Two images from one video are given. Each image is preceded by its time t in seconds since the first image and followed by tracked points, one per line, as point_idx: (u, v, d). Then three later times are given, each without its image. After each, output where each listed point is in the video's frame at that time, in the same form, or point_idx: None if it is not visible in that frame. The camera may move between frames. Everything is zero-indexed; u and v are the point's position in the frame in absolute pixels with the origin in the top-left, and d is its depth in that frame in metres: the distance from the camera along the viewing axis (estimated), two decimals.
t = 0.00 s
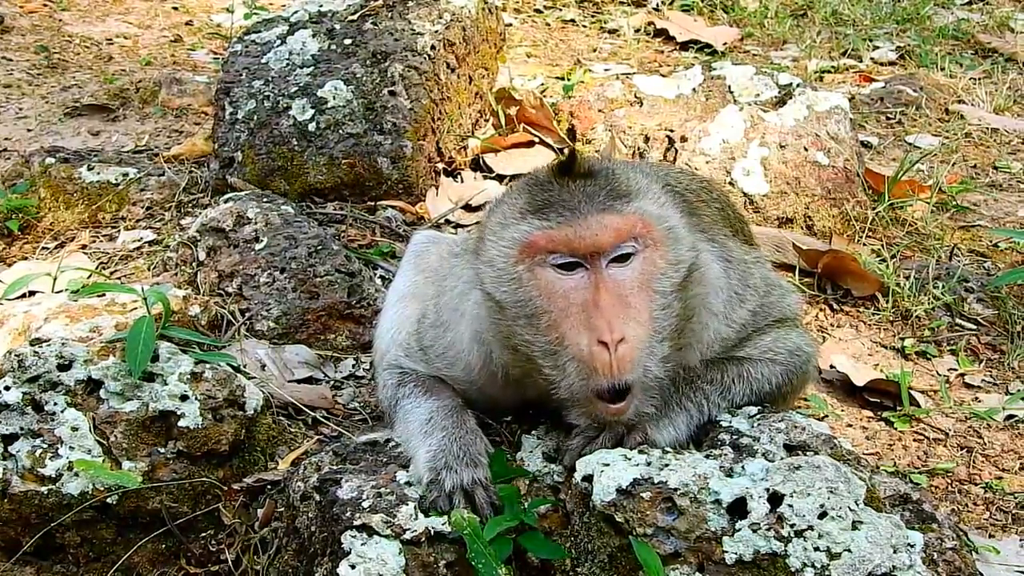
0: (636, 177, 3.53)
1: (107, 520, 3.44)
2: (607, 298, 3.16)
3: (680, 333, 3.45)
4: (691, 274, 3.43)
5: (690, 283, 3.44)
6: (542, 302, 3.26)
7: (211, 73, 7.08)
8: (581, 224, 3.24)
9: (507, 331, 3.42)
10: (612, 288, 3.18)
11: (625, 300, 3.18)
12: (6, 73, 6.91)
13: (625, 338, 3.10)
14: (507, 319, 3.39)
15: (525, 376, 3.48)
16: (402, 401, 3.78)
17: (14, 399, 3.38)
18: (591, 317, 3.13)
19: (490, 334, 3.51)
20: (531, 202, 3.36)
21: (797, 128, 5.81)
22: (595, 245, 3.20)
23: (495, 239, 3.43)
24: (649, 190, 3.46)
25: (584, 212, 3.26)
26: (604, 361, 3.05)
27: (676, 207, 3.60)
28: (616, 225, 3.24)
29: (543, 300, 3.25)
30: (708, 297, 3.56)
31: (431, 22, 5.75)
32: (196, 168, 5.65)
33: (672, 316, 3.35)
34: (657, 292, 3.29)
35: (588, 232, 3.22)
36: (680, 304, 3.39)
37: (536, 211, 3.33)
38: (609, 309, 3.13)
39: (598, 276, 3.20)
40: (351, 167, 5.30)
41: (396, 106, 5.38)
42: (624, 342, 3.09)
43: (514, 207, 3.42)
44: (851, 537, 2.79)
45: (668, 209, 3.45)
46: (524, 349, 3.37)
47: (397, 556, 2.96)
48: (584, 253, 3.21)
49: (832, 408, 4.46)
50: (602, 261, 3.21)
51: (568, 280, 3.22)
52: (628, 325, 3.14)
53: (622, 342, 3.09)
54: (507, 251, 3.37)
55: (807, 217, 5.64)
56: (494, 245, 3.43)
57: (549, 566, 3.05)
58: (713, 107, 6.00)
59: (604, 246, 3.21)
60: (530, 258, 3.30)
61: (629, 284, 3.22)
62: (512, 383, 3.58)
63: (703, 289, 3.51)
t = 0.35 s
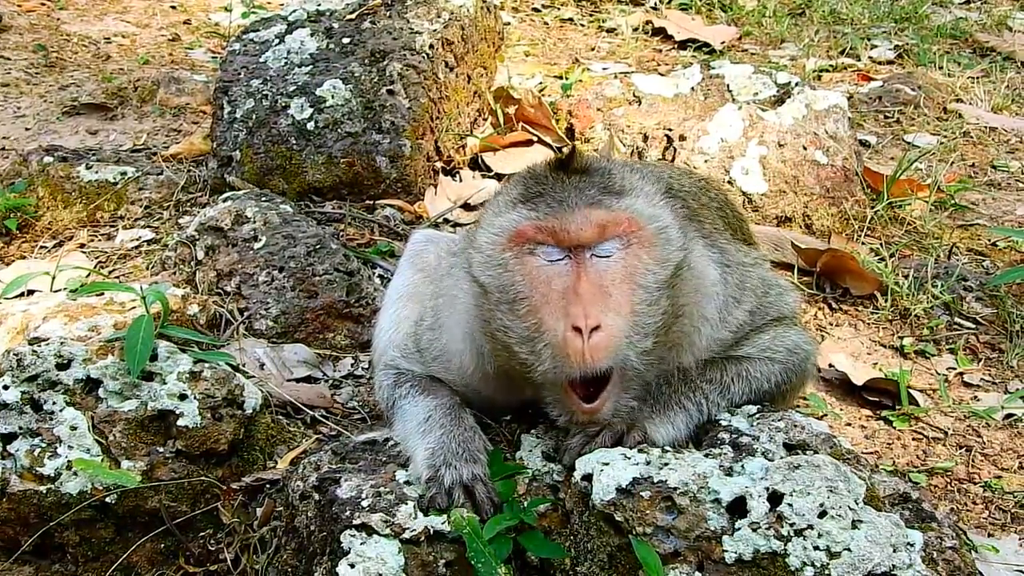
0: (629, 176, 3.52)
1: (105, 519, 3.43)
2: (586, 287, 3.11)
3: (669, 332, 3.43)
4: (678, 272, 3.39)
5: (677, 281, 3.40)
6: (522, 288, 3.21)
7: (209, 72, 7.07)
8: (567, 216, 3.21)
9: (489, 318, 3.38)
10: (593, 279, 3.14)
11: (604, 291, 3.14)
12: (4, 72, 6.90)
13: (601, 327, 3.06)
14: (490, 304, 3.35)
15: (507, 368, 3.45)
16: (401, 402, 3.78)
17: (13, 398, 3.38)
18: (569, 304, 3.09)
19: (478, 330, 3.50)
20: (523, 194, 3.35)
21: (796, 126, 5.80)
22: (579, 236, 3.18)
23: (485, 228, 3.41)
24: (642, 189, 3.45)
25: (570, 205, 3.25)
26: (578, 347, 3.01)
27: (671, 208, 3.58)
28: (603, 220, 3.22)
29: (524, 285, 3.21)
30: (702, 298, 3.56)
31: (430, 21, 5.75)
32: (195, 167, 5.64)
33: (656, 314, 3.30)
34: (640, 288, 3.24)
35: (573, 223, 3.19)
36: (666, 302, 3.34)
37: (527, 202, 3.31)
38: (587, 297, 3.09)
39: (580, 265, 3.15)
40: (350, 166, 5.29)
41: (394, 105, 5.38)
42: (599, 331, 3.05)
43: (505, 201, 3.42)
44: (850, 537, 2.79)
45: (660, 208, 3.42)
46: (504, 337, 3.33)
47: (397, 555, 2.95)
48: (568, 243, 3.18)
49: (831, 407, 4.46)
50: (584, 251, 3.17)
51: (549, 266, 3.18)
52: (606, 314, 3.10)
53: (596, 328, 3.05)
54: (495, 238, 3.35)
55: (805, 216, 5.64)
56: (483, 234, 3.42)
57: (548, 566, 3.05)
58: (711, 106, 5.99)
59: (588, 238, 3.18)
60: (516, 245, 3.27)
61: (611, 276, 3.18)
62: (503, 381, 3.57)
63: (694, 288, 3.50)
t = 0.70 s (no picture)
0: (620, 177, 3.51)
1: (105, 519, 3.43)
2: (562, 280, 3.13)
3: (660, 333, 3.43)
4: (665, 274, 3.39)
5: (666, 282, 3.39)
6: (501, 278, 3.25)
7: (208, 71, 7.07)
8: (551, 211, 3.23)
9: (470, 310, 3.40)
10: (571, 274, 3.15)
11: (581, 286, 3.15)
12: (2, 71, 6.88)
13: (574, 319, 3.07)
14: (472, 296, 3.38)
15: (489, 361, 3.47)
16: (398, 401, 3.78)
17: (12, 397, 3.36)
18: (544, 296, 3.12)
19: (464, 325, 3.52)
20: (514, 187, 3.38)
21: (795, 125, 5.80)
22: (560, 231, 3.18)
23: (476, 220, 3.45)
24: (633, 190, 3.45)
25: (556, 201, 3.26)
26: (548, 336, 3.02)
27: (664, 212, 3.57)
28: (586, 217, 3.22)
29: (504, 276, 3.25)
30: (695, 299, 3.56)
31: (429, 20, 5.75)
32: (193, 166, 5.63)
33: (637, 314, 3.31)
34: (621, 287, 3.25)
35: (557, 218, 3.21)
36: (650, 303, 3.34)
37: (516, 196, 3.34)
38: (562, 290, 3.11)
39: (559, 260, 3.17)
40: (349, 165, 5.29)
41: (394, 104, 5.38)
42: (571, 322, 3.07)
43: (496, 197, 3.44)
44: (851, 537, 2.78)
45: (650, 211, 3.43)
46: (484, 328, 3.36)
47: (397, 555, 2.95)
48: (550, 237, 3.19)
49: (831, 406, 4.46)
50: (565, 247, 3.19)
51: (529, 258, 3.21)
52: (582, 309, 3.12)
53: (569, 321, 3.07)
54: (483, 230, 3.39)
55: (804, 216, 5.65)
56: (473, 226, 3.45)
57: (548, 565, 3.05)
58: (711, 105, 5.98)
59: (569, 233, 3.19)
60: (500, 236, 3.30)
61: (591, 273, 3.18)
62: (494, 380, 3.57)
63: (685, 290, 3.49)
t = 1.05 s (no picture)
0: (616, 170, 3.59)
1: (105, 519, 3.43)
2: (543, 254, 3.27)
3: (645, 323, 3.47)
4: (655, 262, 3.45)
5: (653, 270, 3.45)
6: (489, 252, 3.38)
7: (207, 71, 7.06)
8: (540, 190, 3.36)
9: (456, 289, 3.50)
10: (553, 248, 3.28)
11: (561, 261, 3.27)
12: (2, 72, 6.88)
13: (551, 289, 3.18)
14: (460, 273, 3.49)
15: (474, 345, 3.54)
16: (399, 401, 3.78)
17: (12, 398, 3.36)
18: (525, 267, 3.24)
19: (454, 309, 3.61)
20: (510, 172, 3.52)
21: (795, 125, 5.80)
22: (546, 208, 3.31)
23: (472, 202, 3.59)
24: (625, 181, 3.54)
25: (545, 181, 3.39)
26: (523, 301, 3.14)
27: (660, 210, 3.59)
28: (574, 198, 3.34)
29: (491, 251, 3.37)
30: (687, 296, 3.58)
31: (428, 20, 5.75)
32: (193, 166, 5.63)
33: (625, 296, 3.37)
34: (604, 268, 3.33)
35: (545, 197, 3.33)
36: (636, 290, 3.39)
37: (510, 178, 3.48)
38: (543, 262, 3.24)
39: (543, 236, 3.30)
40: (348, 165, 5.28)
41: (393, 104, 5.37)
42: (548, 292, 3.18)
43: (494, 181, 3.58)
44: (852, 537, 2.78)
45: (641, 202, 3.50)
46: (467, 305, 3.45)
47: (397, 555, 2.94)
48: (536, 213, 3.32)
49: (831, 406, 4.46)
50: (550, 224, 3.31)
51: (515, 233, 3.34)
52: (562, 282, 3.22)
53: (545, 288, 3.18)
54: (476, 211, 3.52)
55: (804, 215, 5.64)
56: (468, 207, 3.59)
57: (549, 565, 3.04)
58: (711, 104, 5.98)
59: (554, 210, 3.31)
60: (490, 213, 3.43)
61: (573, 249, 3.29)
62: (488, 372, 3.61)
63: (674, 282, 3.53)
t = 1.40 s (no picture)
0: (611, 168, 3.63)
1: (104, 521, 3.43)
2: (534, 246, 3.31)
3: (636, 320, 3.51)
4: (645, 259, 3.50)
5: (643, 265, 3.49)
6: (481, 245, 3.43)
7: (206, 71, 7.06)
8: (532, 184, 3.41)
9: (450, 281, 3.53)
10: (544, 241, 3.32)
11: (552, 253, 3.31)
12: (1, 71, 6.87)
13: (542, 279, 3.21)
14: (453, 265, 3.53)
15: (468, 339, 3.57)
16: (397, 401, 3.78)
17: (11, 399, 3.35)
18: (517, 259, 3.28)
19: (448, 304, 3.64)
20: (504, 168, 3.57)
21: (794, 125, 5.79)
22: (538, 201, 3.36)
23: (465, 197, 3.63)
24: (618, 179, 3.58)
25: (538, 176, 3.43)
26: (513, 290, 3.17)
27: (654, 209, 3.62)
28: (566, 192, 3.38)
29: (485, 244, 3.41)
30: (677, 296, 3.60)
31: (427, 20, 5.74)
32: (192, 166, 5.62)
33: (615, 291, 3.41)
34: (595, 262, 3.38)
35: (537, 190, 3.38)
36: (626, 285, 3.44)
37: (505, 173, 3.53)
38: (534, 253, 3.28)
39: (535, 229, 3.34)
40: (347, 166, 5.28)
41: (392, 105, 5.37)
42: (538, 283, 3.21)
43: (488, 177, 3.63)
44: (851, 538, 2.78)
45: (633, 199, 3.54)
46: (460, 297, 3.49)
47: (396, 557, 2.95)
48: (528, 207, 3.37)
49: (829, 406, 4.46)
50: (542, 218, 3.36)
51: (507, 226, 3.38)
52: (553, 274, 3.26)
53: (537, 279, 3.20)
54: (470, 205, 3.56)
55: (803, 215, 5.64)
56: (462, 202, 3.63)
57: (548, 567, 3.04)
58: (710, 104, 5.98)
59: (547, 203, 3.35)
60: (483, 207, 3.48)
61: (564, 242, 3.33)
62: (483, 369, 3.63)
63: (664, 278, 3.56)
